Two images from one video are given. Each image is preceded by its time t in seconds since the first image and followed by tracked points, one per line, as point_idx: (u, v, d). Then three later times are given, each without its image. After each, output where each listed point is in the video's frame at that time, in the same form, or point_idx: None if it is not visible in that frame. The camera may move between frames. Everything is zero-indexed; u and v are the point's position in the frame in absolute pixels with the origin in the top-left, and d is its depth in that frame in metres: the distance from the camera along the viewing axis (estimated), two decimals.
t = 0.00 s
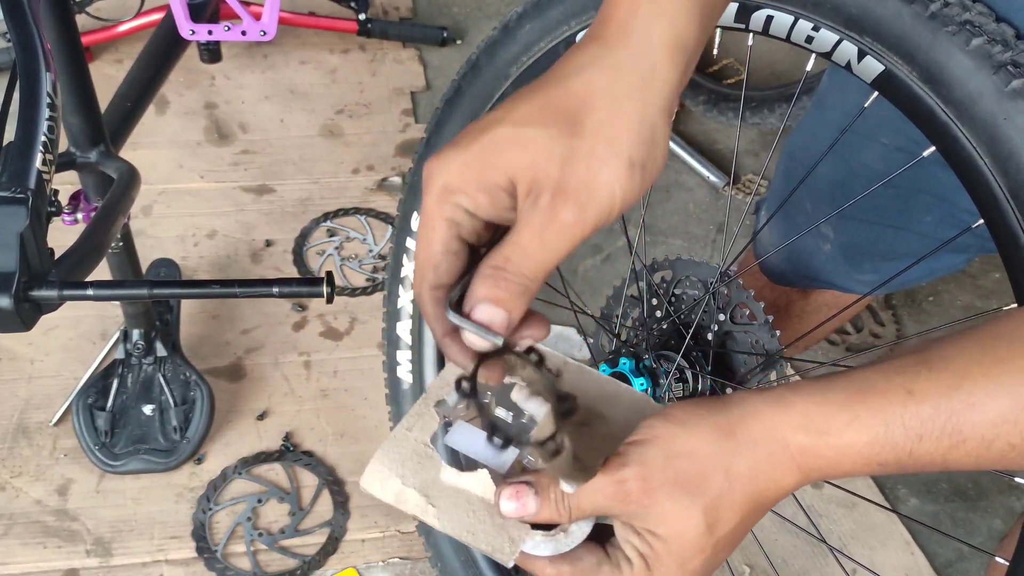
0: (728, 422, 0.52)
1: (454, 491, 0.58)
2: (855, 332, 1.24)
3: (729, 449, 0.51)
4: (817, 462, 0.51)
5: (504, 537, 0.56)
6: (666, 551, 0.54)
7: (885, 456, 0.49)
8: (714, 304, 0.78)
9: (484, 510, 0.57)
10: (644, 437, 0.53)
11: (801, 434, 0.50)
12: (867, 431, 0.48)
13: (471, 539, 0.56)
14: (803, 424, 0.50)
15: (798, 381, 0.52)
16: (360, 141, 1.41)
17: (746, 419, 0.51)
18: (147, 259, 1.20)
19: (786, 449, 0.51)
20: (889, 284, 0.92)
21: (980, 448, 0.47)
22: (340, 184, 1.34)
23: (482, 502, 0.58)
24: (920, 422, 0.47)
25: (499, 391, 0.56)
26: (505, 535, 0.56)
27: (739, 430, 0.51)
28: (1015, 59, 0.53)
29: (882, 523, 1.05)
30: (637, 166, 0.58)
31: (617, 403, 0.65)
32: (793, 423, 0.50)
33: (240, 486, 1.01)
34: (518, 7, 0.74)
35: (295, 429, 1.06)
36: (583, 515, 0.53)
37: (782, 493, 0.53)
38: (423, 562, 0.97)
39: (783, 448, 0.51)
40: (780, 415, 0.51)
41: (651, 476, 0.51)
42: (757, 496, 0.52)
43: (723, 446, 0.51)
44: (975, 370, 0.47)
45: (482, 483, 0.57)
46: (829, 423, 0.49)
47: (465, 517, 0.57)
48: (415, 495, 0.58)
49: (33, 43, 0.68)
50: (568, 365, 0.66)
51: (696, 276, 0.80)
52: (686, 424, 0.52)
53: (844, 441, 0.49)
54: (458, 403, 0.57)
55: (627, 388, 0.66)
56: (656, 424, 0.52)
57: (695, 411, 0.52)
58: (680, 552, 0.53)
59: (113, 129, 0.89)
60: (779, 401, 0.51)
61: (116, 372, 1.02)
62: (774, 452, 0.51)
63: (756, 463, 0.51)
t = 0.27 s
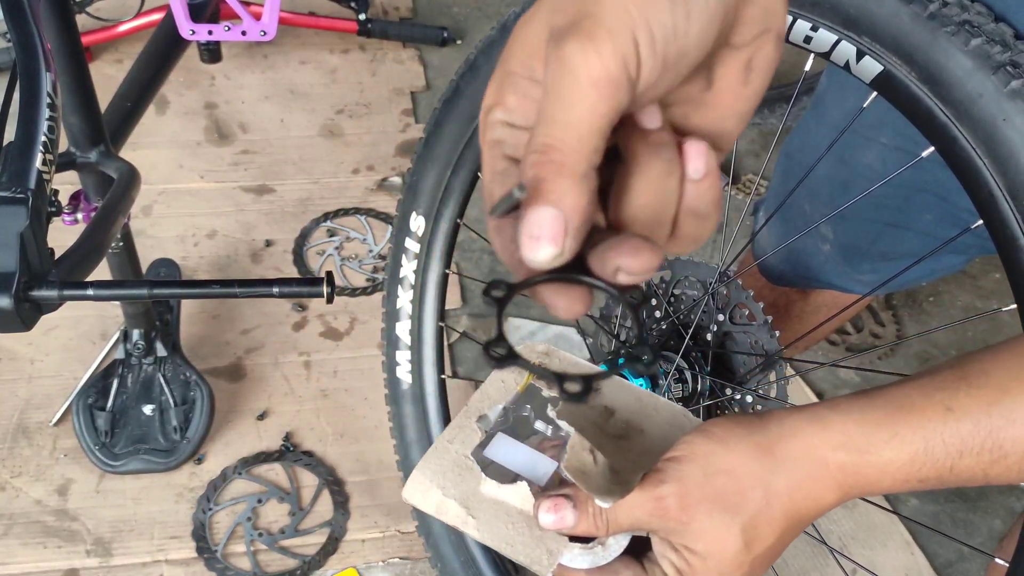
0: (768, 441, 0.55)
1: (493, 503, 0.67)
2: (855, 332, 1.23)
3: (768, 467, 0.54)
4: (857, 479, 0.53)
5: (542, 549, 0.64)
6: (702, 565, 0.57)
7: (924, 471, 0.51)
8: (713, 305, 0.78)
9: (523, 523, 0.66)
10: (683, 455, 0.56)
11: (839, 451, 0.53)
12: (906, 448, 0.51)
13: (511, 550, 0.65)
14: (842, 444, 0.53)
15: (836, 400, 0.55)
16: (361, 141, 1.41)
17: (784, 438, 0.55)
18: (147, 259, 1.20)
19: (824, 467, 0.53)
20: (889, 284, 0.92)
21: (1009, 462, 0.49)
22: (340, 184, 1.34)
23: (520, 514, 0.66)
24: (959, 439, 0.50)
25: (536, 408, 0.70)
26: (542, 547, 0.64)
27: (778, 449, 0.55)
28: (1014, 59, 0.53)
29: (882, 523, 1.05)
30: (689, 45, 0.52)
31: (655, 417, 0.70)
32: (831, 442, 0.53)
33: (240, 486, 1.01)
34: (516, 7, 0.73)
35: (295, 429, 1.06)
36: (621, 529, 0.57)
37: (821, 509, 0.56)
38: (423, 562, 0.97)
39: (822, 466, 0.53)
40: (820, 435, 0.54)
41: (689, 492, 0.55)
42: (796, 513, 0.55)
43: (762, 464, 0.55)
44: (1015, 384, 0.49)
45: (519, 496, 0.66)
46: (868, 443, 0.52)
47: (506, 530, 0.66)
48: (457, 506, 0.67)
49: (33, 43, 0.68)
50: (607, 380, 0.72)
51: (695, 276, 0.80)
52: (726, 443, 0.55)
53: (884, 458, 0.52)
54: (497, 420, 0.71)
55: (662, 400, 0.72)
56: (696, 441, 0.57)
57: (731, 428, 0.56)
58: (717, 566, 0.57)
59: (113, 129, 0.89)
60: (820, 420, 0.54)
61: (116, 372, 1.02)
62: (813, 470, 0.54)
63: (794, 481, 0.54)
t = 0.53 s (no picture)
0: (779, 442, 0.56)
1: (505, 498, 0.69)
2: (855, 332, 1.23)
3: (780, 467, 0.56)
4: (869, 480, 0.55)
5: (552, 545, 0.66)
6: (712, 564, 0.58)
7: (936, 471, 0.53)
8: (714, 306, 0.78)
9: (534, 519, 0.67)
10: (695, 454, 0.57)
11: (851, 452, 0.54)
12: (919, 448, 0.53)
13: (520, 545, 0.66)
14: (855, 444, 0.54)
15: (846, 401, 0.57)
16: (361, 141, 1.41)
17: (796, 438, 0.56)
18: (147, 259, 1.20)
19: (835, 467, 0.55)
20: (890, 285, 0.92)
21: (1014, 459, 0.52)
22: (340, 184, 1.34)
23: (531, 509, 0.68)
24: (971, 438, 0.52)
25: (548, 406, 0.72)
26: (553, 543, 0.66)
27: (791, 449, 0.56)
28: (1018, 61, 0.53)
29: (882, 523, 1.05)
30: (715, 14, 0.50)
31: (666, 415, 0.72)
32: (843, 442, 0.55)
33: (240, 486, 1.01)
34: (517, 7, 0.73)
35: (295, 429, 1.06)
36: (631, 525, 0.57)
37: (830, 510, 0.57)
38: (423, 562, 0.97)
39: (834, 467, 0.55)
40: (833, 435, 0.55)
41: (701, 491, 0.56)
42: (805, 513, 0.57)
43: (774, 465, 0.56)
44: None
45: (530, 490, 0.68)
46: (881, 443, 0.54)
47: (515, 524, 0.67)
48: (466, 500, 0.69)
49: (33, 43, 0.68)
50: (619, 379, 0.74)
51: (696, 277, 0.80)
52: (738, 443, 0.56)
53: (897, 458, 0.53)
54: (509, 416, 0.72)
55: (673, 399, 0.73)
56: (707, 440, 0.57)
57: (744, 429, 0.57)
58: (728, 565, 0.58)
59: (113, 129, 0.89)
60: (832, 421, 0.56)
61: (116, 372, 1.02)
62: (824, 470, 0.55)
63: (806, 482, 0.55)
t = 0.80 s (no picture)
0: (784, 437, 0.56)
1: (509, 494, 0.69)
2: (855, 332, 1.23)
3: (785, 463, 0.55)
4: (873, 475, 0.55)
5: (557, 541, 0.67)
6: (716, 560, 0.57)
7: (940, 465, 0.54)
8: (714, 306, 0.79)
9: (538, 514, 0.68)
10: (699, 450, 0.57)
11: (857, 448, 0.54)
12: (924, 443, 0.53)
13: (525, 540, 0.67)
14: (860, 439, 0.54)
15: (851, 396, 0.57)
16: (361, 141, 1.41)
17: (802, 434, 0.56)
18: (147, 259, 1.20)
19: (841, 463, 0.55)
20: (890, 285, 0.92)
21: (1015, 455, 0.52)
22: (340, 184, 1.34)
23: (536, 505, 0.68)
24: (976, 432, 0.52)
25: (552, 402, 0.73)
26: (558, 539, 0.67)
27: (796, 444, 0.56)
28: (1018, 62, 0.53)
29: (882, 523, 1.05)
30: None
31: (671, 412, 0.72)
32: (849, 439, 0.55)
33: (240, 486, 1.01)
34: (517, 7, 0.73)
35: (294, 429, 1.06)
36: (635, 521, 0.57)
37: (834, 506, 0.57)
38: (423, 562, 0.97)
39: (839, 462, 0.55)
40: (837, 431, 0.55)
41: (706, 486, 0.56)
42: (809, 508, 0.57)
43: (778, 461, 0.56)
44: None
45: (535, 487, 0.68)
46: (887, 439, 0.54)
47: (520, 520, 0.68)
48: (471, 496, 0.69)
49: (33, 43, 0.68)
50: (624, 376, 0.74)
51: (696, 277, 0.80)
52: (743, 438, 0.56)
53: (903, 454, 0.53)
54: (514, 412, 0.72)
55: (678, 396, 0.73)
56: (712, 436, 0.57)
57: (750, 425, 0.57)
58: (733, 561, 0.57)
59: (113, 129, 0.89)
60: (837, 417, 0.56)
61: (116, 372, 1.02)
62: (829, 466, 0.55)
63: (810, 478, 0.55)
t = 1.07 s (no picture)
0: (796, 438, 0.56)
1: (522, 494, 0.70)
2: (855, 332, 1.23)
3: (796, 464, 0.55)
4: (885, 476, 0.55)
5: (569, 542, 0.67)
6: (727, 560, 0.57)
7: (951, 466, 0.54)
8: (714, 307, 0.78)
9: (551, 515, 0.68)
10: (711, 450, 0.57)
11: (868, 448, 0.55)
12: (936, 444, 0.53)
13: (538, 541, 0.68)
14: (872, 440, 0.54)
15: (863, 397, 0.57)
16: (361, 141, 1.41)
17: (812, 435, 0.56)
18: (147, 259, 1.20)
19: (852, 463, 0.55)
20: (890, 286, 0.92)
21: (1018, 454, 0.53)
22: (340, 184, 1.34)
23: (548, 505, 0.69)
24: (988, 433, 0.52)
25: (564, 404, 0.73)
26: (570, 540, 0.67)
27: (807, 445, 0.56)
28: (1020, 63, 0.54)
29: (882, 523, 1.05)
30: None
31: (683, 413, 0.72)
32: (860, 439, 0.55)
33: (240, 486, 1.01)
34: (516, 7, 0.73)
35: (294, 429, 1.06)
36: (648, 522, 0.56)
37: (845, 506, 0.57)
38: (423, 562, 0.97)
39: (851, 463, 0.55)
40: (849, 432, 0.55)
41: (717, 487, 0.56)
42: (821, 509, 0.57)
43: (790, 462, 0.56)
44: None
45: (547, 488, 0.69)
46: (896, 439, 0.54)
47: (533, 520, 0.68)
48: (484, 498, 0.70)
49: (33, 44, 0.68)
50: (637, 377, 0.74)
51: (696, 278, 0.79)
52: (754, 439, 0.56)
53: (913, 454, 0.54)
54: (527, 415, 0.73)
55: (689, 396, 0.73)
56: (724, 437, 0.57)
57: (761, 425, 0.57)
58: (744, 562, 0.57)
59: (113, 129, 0.89)
60: (846, 417, 0.56)
61: (116, 371, 1.02)
62: (841, 467, 0.55)
63: (822, 477, 0.55)
